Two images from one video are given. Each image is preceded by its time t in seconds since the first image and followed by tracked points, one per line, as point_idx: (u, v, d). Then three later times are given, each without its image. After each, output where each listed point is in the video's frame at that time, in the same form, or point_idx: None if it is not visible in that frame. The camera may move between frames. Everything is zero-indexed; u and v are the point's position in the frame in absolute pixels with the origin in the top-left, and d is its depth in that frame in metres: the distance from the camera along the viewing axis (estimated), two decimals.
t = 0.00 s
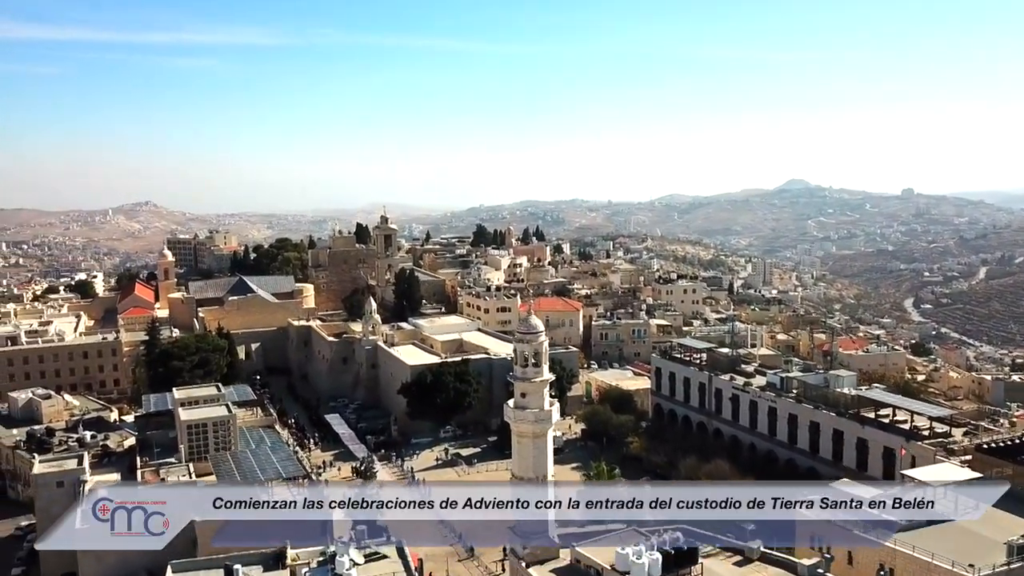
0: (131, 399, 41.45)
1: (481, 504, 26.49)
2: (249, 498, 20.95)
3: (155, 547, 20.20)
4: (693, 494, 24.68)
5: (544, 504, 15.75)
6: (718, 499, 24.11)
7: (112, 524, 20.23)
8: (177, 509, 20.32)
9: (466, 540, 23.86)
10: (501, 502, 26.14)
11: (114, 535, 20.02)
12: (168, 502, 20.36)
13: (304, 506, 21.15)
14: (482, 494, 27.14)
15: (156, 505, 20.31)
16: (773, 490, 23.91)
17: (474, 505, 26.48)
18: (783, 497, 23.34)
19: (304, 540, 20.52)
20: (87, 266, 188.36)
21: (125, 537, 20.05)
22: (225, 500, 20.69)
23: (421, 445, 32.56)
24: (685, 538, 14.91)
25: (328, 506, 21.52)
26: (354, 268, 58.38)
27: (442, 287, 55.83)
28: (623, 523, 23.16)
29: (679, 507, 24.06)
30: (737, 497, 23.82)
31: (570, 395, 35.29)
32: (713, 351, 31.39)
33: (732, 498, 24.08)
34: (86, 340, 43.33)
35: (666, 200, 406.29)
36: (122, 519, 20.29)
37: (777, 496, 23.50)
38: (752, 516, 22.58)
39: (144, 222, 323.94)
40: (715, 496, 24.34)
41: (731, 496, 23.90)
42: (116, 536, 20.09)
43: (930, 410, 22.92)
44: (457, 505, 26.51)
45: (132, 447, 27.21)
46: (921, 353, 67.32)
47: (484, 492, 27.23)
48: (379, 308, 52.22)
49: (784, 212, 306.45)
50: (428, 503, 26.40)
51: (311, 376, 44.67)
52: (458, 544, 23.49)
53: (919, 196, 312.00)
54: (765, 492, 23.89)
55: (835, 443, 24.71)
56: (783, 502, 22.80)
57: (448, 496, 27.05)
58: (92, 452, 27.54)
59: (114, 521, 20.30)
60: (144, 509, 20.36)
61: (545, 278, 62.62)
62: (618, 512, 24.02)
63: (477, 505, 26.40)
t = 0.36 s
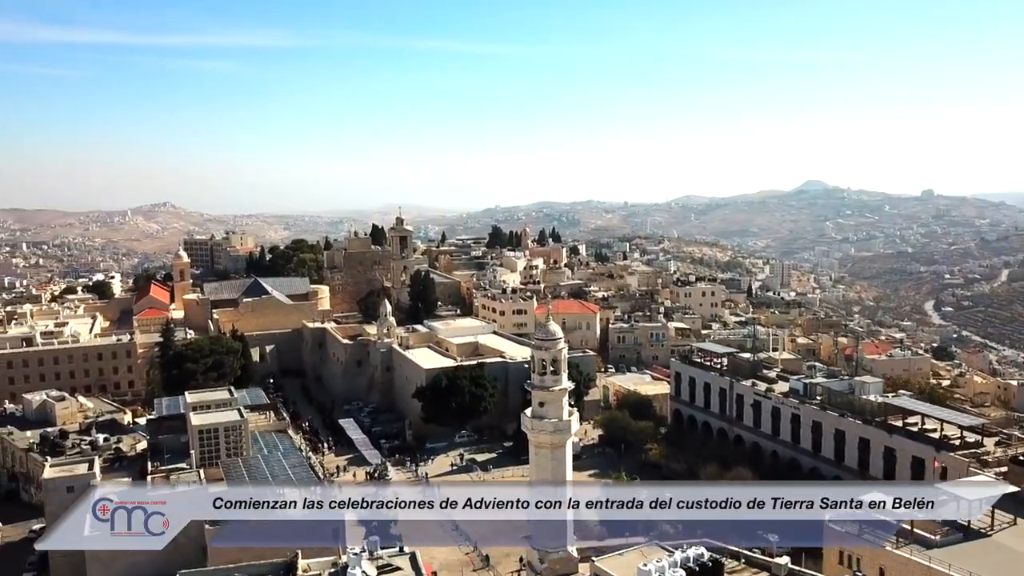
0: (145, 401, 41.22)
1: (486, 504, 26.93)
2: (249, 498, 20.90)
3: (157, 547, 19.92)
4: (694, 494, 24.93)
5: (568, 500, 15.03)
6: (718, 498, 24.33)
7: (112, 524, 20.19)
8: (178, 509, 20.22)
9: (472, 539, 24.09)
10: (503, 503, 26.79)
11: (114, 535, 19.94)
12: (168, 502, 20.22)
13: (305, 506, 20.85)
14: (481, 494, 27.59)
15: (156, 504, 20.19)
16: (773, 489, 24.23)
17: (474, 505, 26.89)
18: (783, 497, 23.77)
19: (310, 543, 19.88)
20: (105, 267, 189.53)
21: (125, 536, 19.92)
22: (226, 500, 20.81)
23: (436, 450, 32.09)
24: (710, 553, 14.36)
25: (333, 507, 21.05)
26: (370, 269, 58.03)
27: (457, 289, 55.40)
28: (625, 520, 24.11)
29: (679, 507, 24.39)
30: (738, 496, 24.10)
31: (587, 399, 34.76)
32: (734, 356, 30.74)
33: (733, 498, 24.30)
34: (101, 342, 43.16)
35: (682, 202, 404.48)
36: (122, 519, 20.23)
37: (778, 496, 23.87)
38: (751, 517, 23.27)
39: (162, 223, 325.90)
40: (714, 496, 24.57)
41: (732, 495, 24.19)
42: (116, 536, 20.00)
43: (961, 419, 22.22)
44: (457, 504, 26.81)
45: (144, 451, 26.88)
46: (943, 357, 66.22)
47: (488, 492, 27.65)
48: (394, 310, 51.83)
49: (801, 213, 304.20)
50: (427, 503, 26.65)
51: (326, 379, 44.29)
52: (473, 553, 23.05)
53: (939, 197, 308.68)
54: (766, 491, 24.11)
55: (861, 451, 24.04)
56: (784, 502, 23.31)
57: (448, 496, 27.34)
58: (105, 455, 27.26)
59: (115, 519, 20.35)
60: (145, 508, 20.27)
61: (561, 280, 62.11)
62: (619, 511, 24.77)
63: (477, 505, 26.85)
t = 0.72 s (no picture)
0: (159, 404, 41.04)
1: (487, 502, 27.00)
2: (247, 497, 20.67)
3: (156, 546, 19.74)
4: (693, 494, 25.16)
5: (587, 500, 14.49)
6: (717, 498, 24.64)
7: (112, 524, 20.09)
8: (177, 509, 20.23)
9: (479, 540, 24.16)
10: (503, 502, 26.95)
11: (114, 535, 19.85)
12: (167, 502, 20.24)
13: (304, 506, 20.63)
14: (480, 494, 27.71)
15: (156, 504, 20.19)
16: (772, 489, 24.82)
17: (474, 505, 26.96)
18: (782, 497, 24.41)
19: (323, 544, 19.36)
20: (123, 267, 190.57)
21: (125, 536, 19.80)
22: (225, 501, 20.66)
23: (451, 455, 31.62)
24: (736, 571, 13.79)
25: (336, 507, 20.59)
26: (385, 271, 57.65)
27: (473, 291, 54.93)
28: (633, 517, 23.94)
29: (679, 507, 24.64)
30: (737, 496, 24.56)
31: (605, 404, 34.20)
32: (756, 361, 30.08)
33: (732, 498, 24.69)
34: (115, 343, 43.02)
35: (699, 203, 402.57)
36: (122, 519, 20.17)
37: (777, 496, 24.47)
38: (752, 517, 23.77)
39: (179, 224, 327.63)
40: (714, 496, 24.84)
41: (731, 495, 24.61)
42: (116, 536, 19.91)
43: (994, 428, 21.47)
44: (457, 504, 26.73)
45: (156, 455, 26.54)
46: (967, 362, 65.01)
47: (488, 491, 27.88)
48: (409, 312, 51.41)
49: (819, 214, 301.76)
50: (427, 503, 26.62)
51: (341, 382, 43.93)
52: (488, 563, 22.67)
53: (960, 199, 305.22)
54: (765, 492, 24.66)
55: (889, 461, 23.35)
56: (783, 502, 23.99)
57: (447, 495, 27.40)
58: (117, 459, 26.99)
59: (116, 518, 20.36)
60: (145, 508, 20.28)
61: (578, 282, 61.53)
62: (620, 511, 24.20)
63: (477, 505, 26.95)
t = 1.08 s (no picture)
0: (173, 406, 40.82)
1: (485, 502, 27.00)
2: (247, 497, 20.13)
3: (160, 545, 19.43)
4: (693, 494, 25.46)
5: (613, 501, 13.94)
6: (717, 498, 25.07)
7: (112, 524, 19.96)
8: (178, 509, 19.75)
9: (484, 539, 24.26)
10: (503, 502, 27.04)
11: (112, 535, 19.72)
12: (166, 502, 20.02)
13: (304, 506, 20.34)
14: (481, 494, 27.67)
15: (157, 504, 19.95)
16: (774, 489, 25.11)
17: (475, 505, 26.86)
18: (782, 496, 24.70)
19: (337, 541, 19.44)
20: (141, 268, 191.58)
21: (125, 537, 19.52)
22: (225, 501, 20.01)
23: (467, 460, 31.11)
24: None
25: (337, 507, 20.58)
26: (400, 272, 57.26)
27: (489, 293, 54.46)
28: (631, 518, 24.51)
29: (679, 507, 24.78)
30: (737, 496, 25.04)
31: (623, 409, 33.65)
32: (778, 366, 29.42)
33: (732, 498, 25.16)
34: (130, 345, 42.87)
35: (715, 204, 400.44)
36: (122, 519, 19.96)
37: (777, 496, 24.80)
38: (751, 517, 24.24)
39: (197, 225, 329.46)
40: (714, 496, 25.21)
41: (730, 496, 25.06)
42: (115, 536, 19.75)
43: None
44: (458, 504, 26.71)
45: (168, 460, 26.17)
46: (992, 367, 63.82)
47: (483, 492, 27.80)
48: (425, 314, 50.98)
49: (838, 216, 299.21)
50: (427, 503, 26.42)
51: (355, 385, 43.52)
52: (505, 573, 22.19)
53: (981, 200, 301.73)
54: (765, 491, 25.03)
55: (919, 471, 22.62)
56: (784, 502, 24.27)
57: (448, 495, 27.51)
58: (130, 464, 26.72)
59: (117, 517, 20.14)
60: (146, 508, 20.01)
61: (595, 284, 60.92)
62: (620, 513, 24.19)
63: (476, 504, 26.81)
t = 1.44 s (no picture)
0: (187, 408, 40.59)
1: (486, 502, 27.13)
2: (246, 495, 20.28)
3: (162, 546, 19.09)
4: (692, 493, 24.88)
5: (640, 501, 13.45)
6: (716, 497, 24.55)
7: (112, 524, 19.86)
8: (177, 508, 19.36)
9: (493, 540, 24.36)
10: (503, 502, 27.07)
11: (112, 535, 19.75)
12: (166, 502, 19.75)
13: (304, 506, 20.72)
14: (480, 494, 27.73)
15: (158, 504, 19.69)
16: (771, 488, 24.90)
17: (475, 505, 26.97)
18: (782, 497, 24.61)
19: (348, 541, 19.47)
20: (159, 268, 192.68)
21: (127, 537, 19.37)
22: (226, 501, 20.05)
23: (482, 466, 30.58)
24: None
25: (338, 507, 21.04)
26: (416, 274, 56.87)
27: (504, 295, 53.95)
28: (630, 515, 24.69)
29: (679, 507, 24.41)
30: (736, 495, 24.57)
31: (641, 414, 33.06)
32: (801, 372, 28.74)
33: (732, 497, 24.62)
34: (144, 346, 42.68)
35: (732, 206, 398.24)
36: (121, 518, 19.74)
37: (777, 496, 24.67)
38: (753, 517, 24.00)
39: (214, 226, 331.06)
40: (714, 496, 24.54)
41: (730, 495, 24.57)
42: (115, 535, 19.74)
43: None
44: (458, 505, 26.80)
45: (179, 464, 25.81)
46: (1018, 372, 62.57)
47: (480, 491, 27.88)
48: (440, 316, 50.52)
49: (856, 218, 296.53)
50: (427, 503, 26.52)
51: (370, 388, 43.09)
52: None
53: (1003, 202, 298.10)
54: (764, 491, 24.81)
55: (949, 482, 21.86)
56: (783, 502, 24.28)
57: (447, 496, 27.42)
58: (141, 468, 26.40)
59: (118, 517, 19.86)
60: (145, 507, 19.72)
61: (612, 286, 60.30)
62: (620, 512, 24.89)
63: (477, 505, 26.93)
